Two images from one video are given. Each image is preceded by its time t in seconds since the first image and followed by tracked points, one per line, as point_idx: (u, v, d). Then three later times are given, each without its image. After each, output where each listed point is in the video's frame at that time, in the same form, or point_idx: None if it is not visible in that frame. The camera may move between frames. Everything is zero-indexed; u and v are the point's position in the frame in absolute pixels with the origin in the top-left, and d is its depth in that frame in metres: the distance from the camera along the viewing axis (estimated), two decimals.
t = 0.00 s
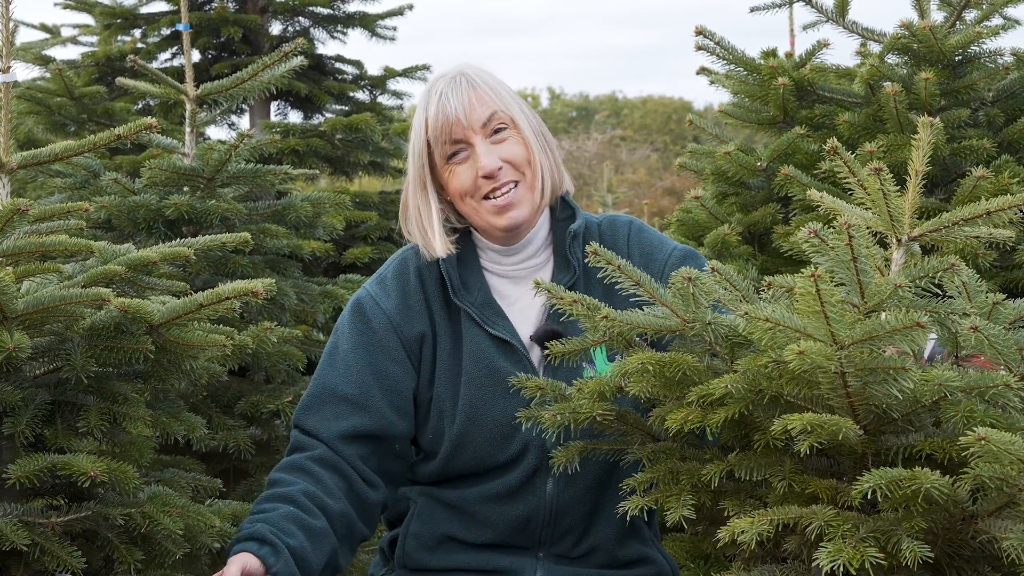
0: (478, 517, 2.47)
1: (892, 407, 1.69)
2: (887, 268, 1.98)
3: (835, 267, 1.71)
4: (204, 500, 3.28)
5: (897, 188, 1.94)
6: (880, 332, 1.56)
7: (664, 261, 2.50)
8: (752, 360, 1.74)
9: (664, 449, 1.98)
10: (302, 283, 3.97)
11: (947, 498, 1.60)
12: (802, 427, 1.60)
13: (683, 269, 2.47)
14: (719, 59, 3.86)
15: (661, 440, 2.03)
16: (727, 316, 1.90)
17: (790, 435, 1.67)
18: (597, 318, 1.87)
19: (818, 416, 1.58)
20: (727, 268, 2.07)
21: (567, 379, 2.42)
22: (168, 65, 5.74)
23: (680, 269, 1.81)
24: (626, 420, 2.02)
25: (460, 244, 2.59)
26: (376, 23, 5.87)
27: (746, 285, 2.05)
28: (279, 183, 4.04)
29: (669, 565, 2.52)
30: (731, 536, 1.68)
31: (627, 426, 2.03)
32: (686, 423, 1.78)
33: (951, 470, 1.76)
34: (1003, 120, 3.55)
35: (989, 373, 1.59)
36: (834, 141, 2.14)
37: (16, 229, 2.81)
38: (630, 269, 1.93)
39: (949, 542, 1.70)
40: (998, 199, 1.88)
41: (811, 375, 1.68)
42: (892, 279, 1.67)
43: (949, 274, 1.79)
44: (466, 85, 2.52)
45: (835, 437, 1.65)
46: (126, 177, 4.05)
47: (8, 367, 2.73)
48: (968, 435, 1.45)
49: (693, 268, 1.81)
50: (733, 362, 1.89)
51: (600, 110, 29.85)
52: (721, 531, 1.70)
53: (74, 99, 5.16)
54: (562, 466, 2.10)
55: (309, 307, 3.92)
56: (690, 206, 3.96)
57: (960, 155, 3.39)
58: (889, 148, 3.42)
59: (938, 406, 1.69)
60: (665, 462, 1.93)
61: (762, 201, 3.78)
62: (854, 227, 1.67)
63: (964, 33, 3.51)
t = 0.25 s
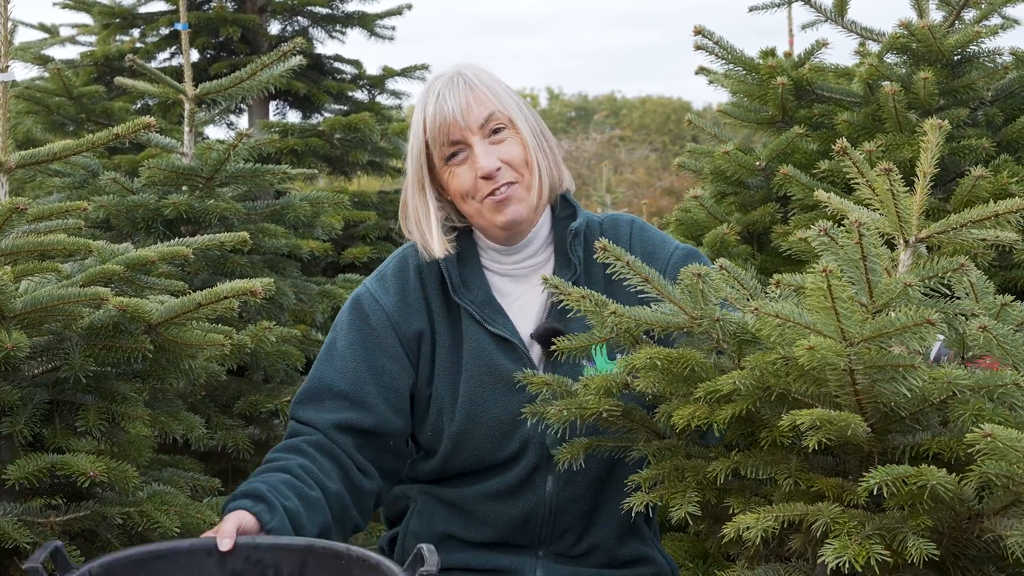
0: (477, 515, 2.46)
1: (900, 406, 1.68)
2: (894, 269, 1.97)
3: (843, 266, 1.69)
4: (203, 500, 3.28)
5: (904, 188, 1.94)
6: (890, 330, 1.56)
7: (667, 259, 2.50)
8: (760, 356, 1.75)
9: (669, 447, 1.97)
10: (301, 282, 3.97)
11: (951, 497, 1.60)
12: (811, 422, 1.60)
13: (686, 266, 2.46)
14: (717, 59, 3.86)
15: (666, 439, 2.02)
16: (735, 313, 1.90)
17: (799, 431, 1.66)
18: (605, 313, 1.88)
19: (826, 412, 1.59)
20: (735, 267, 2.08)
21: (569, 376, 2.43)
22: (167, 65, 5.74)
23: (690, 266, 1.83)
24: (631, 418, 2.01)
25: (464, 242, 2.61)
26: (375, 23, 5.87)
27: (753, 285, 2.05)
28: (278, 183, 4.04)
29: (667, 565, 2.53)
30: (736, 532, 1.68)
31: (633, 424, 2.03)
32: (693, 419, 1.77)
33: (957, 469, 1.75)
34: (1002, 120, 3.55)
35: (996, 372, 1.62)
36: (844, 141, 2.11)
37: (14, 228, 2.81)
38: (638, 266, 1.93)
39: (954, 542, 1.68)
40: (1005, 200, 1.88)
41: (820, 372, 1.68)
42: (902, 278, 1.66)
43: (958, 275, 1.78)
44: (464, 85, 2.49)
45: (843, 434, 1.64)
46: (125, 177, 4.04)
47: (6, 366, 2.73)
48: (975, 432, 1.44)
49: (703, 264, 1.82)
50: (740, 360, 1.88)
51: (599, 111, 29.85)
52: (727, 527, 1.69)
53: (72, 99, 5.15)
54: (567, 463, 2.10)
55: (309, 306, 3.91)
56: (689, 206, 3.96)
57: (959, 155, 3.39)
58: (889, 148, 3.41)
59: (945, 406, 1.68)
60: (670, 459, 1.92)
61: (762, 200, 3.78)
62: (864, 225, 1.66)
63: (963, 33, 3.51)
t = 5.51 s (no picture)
0: (452, 530, 2.52)
1: (846, 414, 1.70)
2: (844, 266, 2.00)
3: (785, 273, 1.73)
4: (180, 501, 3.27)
5: (849, 187, 1.99)
6: (829, 342, 1.57)
7: (622, 264, 2.53)
8: (705, 369, 1.75)
9: (625, 455, 2.00)
10: (279, 284, 3.97)
11: (901, 504, 1.60)
12: (755, 439, 1.61)
13: (641, 271, 2.50)
14: (695, 61, 3.87)
15: (623, 445, 2.04)
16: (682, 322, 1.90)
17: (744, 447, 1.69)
18: (552, 327, 1.90)
19: (768, 428, 1.61)
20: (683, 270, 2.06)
21: (529, 387, 2.44)
22: (147, 66, 5.73)
23: (631, 278, 1.82)
24: (586, 427, 2.01)
25: (406, 269, 2.60)
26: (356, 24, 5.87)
27: (703, 289, 2.05)
28: (257, 184, 4.04)
29: (642, 564, 2.57)
30: (690, 547, 1.69)
31: (588, 433, 2.03)
32: (642, 434, 1.80)
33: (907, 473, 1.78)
34: (978, 122, 3.56)
35: (941, 380, 1.62)
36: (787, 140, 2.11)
37: None
38: (583, 277, 1.96)
39: (907, 544, 1.72)
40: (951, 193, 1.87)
41: (764, 385, 1.69)
42: (844, 284, 1.70)
43: (903, 277, 1.82)
44: (402, 99, 2.48)
45: (788, 446, 1.65)
46: (103, 178, 4.03)
47: None
48: (914, 445, 1.47)
49: (644, 276, 1.81)
50: (689, 367, 1.91)
51: (589, 110, 29.87)
52: (680, 541, 1.71)
53: (52, 99, 5.14)
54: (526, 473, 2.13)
55: (287, 308, 3.92)
56: (667, 207, 3.97)
57: (935, 157, 3.40)
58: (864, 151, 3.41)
59: (892, 413, 1.70)
60: (627, 468, 1.95)
61: (739, 202, 3.79)
62: (805, 232, 1.68)
63: (939, 35, 3.51)
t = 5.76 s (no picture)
0: (450, 530, 2.52)
1: (840, 415, 1.70)
2: (839, 267, 1.98)
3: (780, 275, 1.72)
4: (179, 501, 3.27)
5: (843, 188, 2.00)
6: (822, 345, 1.58)
7: (618, 264, 2.53)
8: (698, 372, 1.76)
9: (620, 456, 2.00)
10: (277, 284, 3.97)
11: (894, 505, 1.60)
12: (747, 442, 1.62)
13: (637, 271, 2.50)
14: (693, 61, 3.87)
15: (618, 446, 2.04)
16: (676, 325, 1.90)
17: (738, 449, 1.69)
18: (546, 331, 1.90)
19: (760, 431, 1.60)
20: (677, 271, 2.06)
21: (526, 389, 2.45)
22: (146, 66, 5.73)
23: (624, 281, 1.83)
24: (581, 429, 2.03)
25: (403, 271, 2.59)
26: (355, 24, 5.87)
27: (697, 289, 2.05)
28: (255, 184, 4.04)
29: (641, 564, 2.57)
30: (683, 549, 1.69)
31: (582, 434, 2.04)
32: (636, 436, 1.80)
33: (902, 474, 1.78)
34: (977, 122, 3.57)
35: (933, 381, 1.62)
36: (780, 141, 2.11)
37: None
38: (577, 280, 1.95)
39: (903, 545, 1.72)
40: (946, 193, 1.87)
41: (758, 388, 1.70)
42: (838, 286, 1.72)
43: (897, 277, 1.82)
44: (398, 101, 2.48)
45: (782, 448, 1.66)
46: (101, 178, 4.03)
47: None
48: (906, 448, 1.47)
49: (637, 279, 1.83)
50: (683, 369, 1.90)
51: (588, 110, 29.87)
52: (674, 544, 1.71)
53: (50, 99, 5.14)
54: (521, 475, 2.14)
55: (285, 308, 3.92)
56: (665, 207, 3.98)
57: (933, 158, 3.40)
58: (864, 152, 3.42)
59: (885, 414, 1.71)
60: (623, 471, 1.95)
61: (738, 202, 3.80)
62: (799, 234, 1.67)
63: (937, 36, 3.52)
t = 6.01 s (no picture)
0: (447, 532, 2.53)
1: (837, 417, 1.71)
2: (836, 266, 1.98)
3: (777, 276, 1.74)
4: (178, 502, 3.27)
5: (840, 187, 2.00)
6: (819, 346, 1.58)
7: (615, 265, 2.53)
8: (696, 373, 1.76)
9: (618, 457, 2.00)
10: (277, 285, 3.97)
11: (893, 507, 1.61)
12: (744, 443, 1.62)
13: (633, 272, 2.50)
14: (692, 62, 3.87)
15: (616, 447, 2.05)
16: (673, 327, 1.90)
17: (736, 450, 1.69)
18: (544, 332, 1.90)
19: (758, 432, 1.61)
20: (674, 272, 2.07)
21: (523, 389, 2.44)
22: (145, 66, 5.73)
23: (621, 282, 1.83)
24: (578, 430, 2.03)
25: (399, 271, 2.59)
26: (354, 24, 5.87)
27: (694, 289, 2.06)
28: (254, 184, 4.04)
29: (639, 565, 2.58)
30: (681, 551, 1.69)
31: (580, 435, 2.05)
32: (634, 437, 1.80)
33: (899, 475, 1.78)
34: (976, 123, 3.57)
35: (931, 382, 1.62)
36: (778, 141, 2.11)
37: None
38: (574, 281, 1.96)
39: (900, 546, 1.72)
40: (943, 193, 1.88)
41: (755, 389, 1.70)
42: (835, 286, 1.72)
43: (894, 278, 1.82)
44: (392, 103, 2.48)
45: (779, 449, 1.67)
46: (101, 178, 4.03)
47: None
48: (906, 451, 1.47)
49: (634, 280, 1.83)
50: (681, 370, 1.90)
51: (587, 110, 29.87)
52: (672, 546, 1.71)
53: (49, 100, 5.14)
54: (519, 476, 2.14)
55: (285, 309, 3.92)
56: (664, 208, 3.98)
57: (932, 158, 3.41)
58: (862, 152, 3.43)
59: (883, 415, 1.71)
60: (620, 472, 1.95)
61: (737, 203, 3.80)
62: (796, 236, 1.67)
63: (936, 36, 3.53)
